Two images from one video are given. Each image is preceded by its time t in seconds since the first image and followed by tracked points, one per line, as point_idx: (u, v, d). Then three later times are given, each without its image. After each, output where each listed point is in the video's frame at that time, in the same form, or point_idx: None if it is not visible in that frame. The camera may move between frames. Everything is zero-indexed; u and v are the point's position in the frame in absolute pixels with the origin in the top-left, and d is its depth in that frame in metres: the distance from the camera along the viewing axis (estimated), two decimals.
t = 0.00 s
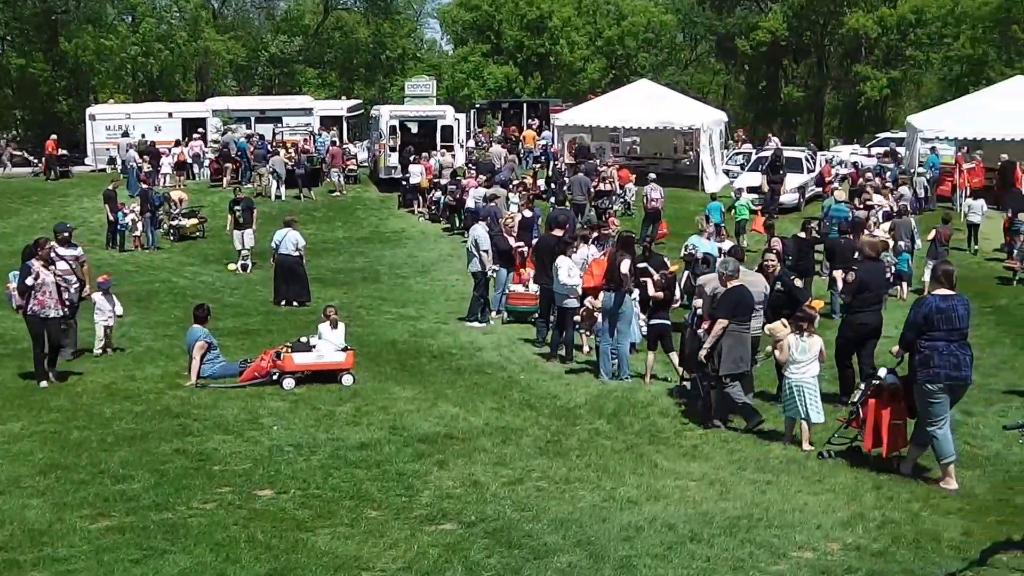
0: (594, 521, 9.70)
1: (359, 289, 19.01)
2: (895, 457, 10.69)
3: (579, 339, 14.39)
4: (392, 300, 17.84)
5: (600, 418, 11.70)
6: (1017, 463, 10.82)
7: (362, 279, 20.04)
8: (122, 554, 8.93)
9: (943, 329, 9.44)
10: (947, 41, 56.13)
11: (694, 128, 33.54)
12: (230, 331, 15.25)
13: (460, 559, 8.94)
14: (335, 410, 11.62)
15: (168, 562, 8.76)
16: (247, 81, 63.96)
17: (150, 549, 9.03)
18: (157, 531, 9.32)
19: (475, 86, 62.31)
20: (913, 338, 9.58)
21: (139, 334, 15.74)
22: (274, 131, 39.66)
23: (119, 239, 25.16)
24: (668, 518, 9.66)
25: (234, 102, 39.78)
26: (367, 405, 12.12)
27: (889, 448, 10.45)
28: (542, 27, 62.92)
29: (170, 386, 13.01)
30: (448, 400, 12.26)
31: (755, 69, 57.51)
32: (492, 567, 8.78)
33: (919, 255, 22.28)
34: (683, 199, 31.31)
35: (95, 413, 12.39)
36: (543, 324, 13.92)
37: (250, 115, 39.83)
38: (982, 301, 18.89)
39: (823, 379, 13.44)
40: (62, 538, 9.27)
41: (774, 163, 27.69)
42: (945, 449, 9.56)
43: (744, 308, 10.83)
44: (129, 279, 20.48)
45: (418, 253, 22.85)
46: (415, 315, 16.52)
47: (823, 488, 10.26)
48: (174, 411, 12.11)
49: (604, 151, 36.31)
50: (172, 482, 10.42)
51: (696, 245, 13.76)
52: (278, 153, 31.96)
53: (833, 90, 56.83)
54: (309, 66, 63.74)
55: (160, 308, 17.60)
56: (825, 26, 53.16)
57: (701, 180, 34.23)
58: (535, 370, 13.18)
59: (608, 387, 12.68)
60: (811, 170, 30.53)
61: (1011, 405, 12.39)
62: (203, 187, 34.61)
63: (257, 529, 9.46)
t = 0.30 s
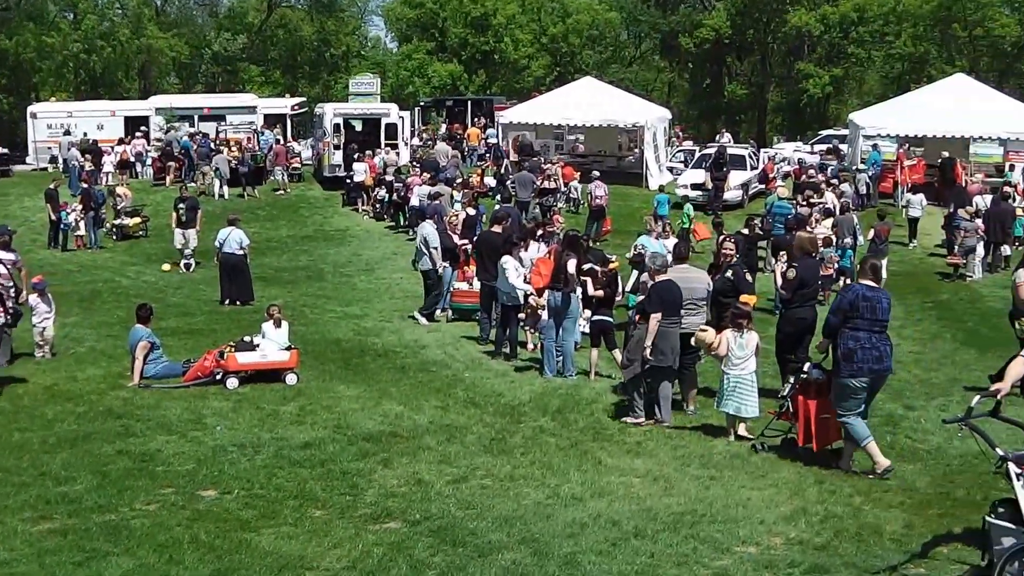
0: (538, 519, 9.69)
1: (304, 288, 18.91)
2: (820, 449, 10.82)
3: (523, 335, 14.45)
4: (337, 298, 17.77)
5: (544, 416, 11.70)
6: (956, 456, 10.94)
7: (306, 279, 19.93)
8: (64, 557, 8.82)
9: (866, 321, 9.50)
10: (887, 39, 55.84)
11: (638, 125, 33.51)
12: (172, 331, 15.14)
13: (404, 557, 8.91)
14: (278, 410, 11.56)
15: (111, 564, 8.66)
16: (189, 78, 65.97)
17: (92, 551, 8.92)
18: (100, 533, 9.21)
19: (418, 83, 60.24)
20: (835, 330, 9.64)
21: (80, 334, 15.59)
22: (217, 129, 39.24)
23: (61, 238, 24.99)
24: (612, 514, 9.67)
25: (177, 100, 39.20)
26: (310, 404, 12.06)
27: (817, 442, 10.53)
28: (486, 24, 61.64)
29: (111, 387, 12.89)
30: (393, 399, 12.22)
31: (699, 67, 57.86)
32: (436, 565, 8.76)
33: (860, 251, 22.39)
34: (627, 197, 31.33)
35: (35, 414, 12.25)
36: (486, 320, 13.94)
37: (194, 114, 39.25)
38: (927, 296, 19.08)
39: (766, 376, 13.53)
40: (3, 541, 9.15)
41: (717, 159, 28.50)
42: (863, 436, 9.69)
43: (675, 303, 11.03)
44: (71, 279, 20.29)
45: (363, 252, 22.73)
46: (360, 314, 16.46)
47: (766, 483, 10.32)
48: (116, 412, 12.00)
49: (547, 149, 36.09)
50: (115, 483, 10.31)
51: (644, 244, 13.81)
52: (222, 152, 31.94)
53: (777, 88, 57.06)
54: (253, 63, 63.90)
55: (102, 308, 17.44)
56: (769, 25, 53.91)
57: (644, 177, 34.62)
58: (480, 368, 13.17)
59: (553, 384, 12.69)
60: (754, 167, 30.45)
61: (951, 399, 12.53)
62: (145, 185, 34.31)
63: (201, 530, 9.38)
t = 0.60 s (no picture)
0: (485, 517, 9.66)
1: (250, 288, 18.78)
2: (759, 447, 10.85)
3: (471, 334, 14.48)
4: (284, 298, 17.66)
5: (492, 414, 11.68)
6: (902, 450, 11.05)
7: (253, 278, 19.84)
8: (7, 561, 8.68)
9: (798, 314, 9.53)
10: (833, 38, 56.75)
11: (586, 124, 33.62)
12: (117, 332, 15.04)
13: (351, 558, 8.84)
14: (225, 410, 11.48)
15: (55, 568, 8.54)
16: (135, 76, 67.61)
17: (36, 555, 8.79)
18: (44, 537, 9.08)
19: (366, 81, 58.14)
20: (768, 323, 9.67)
21: (23, 335, 15.45)
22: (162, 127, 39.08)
23: (4, 239, 24.76)
24: (559, 513, 9.66)
25: (123, 98, 39.56)
26: (256, 404, 11.99)
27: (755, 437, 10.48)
28: (434, 22, 59.55)
29: (56, 389, 12.75)
30: (340, 398, 12.16)
31: (647, 64, 58.07)
32: (384, 566, 8.71)
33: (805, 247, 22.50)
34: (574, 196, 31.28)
35: None
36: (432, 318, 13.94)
37: (139, 112, 39.52)
38: (872, 293, 19.25)
39: (713, 372, 13.58)
40: None
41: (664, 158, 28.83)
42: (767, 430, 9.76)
43: (602, 302, 11.13)
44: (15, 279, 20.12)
45: (308, 251, 22.61)
46: (307, 313, 16.40)
47: (712, 480, 10.34)
48: (61, 413, 11.88)
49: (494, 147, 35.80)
50: (60, 486, 10.16)
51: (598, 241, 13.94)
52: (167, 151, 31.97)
53: (724, 86, 57.14)
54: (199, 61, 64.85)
55: (47, 309, 17.29)
56: (716, 23, 54.24)
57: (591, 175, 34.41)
58: (429, 367, 13.15)
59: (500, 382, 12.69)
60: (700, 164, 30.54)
61: (896, 395, 12.64)
62: (89, 185, 33.90)
63: (147, 533, 9.27)
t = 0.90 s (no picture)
0: (437, 517, 9.66)
1: (200, 289, 18.69)
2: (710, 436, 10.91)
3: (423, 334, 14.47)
4: (234, 299, 17.59)
5: (443, 413, 11.68)
6: (851, 446, 11.16)
7: (202, 279, 19.73)
8: None
9: (719, 314, 9.47)
10: (783, 37, 56.92)
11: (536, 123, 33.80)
12: (65, 334, 14.93)
13: (302, 559, 8.80)
14: (174, 412, 11.41)
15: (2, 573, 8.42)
16: (84, 76, 67.25)
17: None
18: None
19: (316, 81, 58.09)
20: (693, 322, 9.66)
21: None
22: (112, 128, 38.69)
23: None
24: (511, 512, 9.66)
25: (71, 99, 39.08)
26: (206, 406, 11.93)
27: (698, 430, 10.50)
28: (384, 21, 59.31)
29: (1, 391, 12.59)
30: (290, 399, 12.11)
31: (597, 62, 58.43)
32: (335, 567, 8.68)
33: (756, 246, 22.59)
34: (525, 195, 31.31)
35: None
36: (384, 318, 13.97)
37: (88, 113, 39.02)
38: (823, 290, 19.41)
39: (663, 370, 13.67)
40: None
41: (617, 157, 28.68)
42: (699, 428, 9.82)
43: (538, 299, 11.21)
44: None
45: (259, 251, 22.53)
46: (258, 314, 16.34)
47: (663, 477, 10.37)
48: (6, 416, 11.74)
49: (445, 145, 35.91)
50: (6, 489, 10.01)
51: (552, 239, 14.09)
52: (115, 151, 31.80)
53: (674, 85, 57.44)
54: (148, 60, 64.78)
55: None
56: (667, 21, 54.20)
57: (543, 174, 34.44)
58: (380, 366, 13.15)
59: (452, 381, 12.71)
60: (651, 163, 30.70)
61: (845, 391, 12.75)
62: (39, 185, 33.61)
63: (96, 536, 9.17)
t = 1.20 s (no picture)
0: (392, 517, 9.64)
1: (152, 290, 18.62)
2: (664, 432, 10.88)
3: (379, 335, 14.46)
4: (187, 300, 17.52)
5: (398, 413, 11.68)
6: (806, 443, 11.25)
7: (155, 280, 19.61)
8: None
9: (648, 313, 9.70)
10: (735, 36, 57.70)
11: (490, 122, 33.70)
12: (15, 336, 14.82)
13: (257, 561, 8.74)
14: (127, 414, 11.34)
15: None
16: (34, 76, 66.72)
17: None
18: None
19: (269, 80, 58.00)
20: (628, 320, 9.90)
21: None
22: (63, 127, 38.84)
23: None
24: (465, 512, 9.66)
25: (21, 99, 39.12)
26: (160, 407, 11.87)
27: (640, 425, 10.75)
28: (337, 21, 59.25)
29: None
30: (244, 400, 12.07)
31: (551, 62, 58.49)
32: (290, 568, 8.63)
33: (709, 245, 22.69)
34: (480, 195, 31.27)
35: None
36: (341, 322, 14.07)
37: (38, 113, 39.02)
38: (777, 288, 19.56)
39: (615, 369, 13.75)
40: None
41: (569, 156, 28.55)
42: (644, 427, 10.05)
43: (485, 297, 11.30)
44: None
45: (211, 252, 22.45)
46: (211, 315, 16.29)
47: (618, 476, 10.41)
48: None
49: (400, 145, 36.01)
50: None
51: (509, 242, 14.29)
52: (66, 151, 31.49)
53: (628, 83, 57.49)
54: (99, 60, 64.32)
55: None
56: (620, 21, 54.59)
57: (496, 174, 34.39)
58: (333, 367, 13.16)
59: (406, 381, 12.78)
60: (604, 163, 30.90)
61: (798, 388, 12.87)
62: None
63: (48, 540, 9.07)
